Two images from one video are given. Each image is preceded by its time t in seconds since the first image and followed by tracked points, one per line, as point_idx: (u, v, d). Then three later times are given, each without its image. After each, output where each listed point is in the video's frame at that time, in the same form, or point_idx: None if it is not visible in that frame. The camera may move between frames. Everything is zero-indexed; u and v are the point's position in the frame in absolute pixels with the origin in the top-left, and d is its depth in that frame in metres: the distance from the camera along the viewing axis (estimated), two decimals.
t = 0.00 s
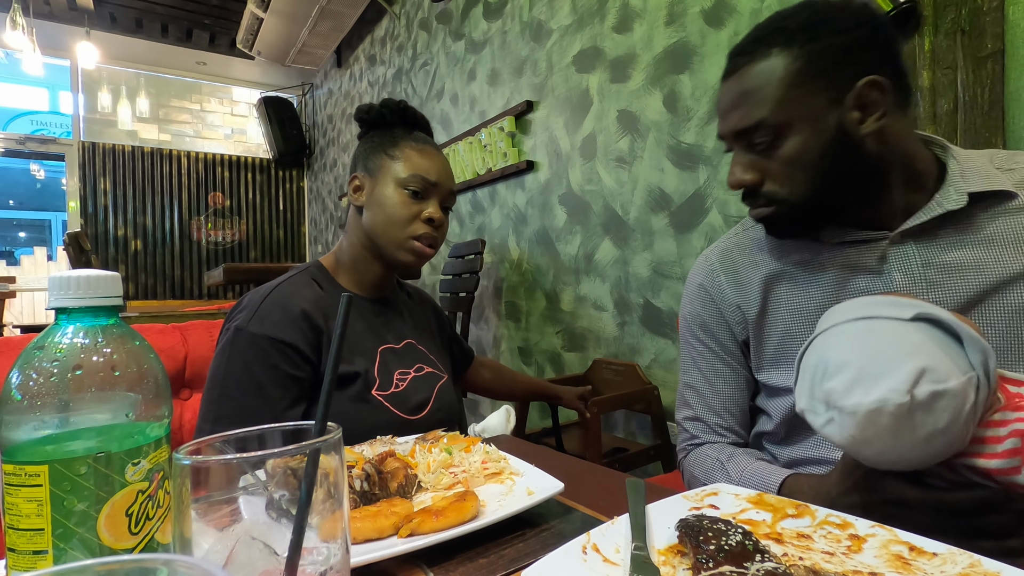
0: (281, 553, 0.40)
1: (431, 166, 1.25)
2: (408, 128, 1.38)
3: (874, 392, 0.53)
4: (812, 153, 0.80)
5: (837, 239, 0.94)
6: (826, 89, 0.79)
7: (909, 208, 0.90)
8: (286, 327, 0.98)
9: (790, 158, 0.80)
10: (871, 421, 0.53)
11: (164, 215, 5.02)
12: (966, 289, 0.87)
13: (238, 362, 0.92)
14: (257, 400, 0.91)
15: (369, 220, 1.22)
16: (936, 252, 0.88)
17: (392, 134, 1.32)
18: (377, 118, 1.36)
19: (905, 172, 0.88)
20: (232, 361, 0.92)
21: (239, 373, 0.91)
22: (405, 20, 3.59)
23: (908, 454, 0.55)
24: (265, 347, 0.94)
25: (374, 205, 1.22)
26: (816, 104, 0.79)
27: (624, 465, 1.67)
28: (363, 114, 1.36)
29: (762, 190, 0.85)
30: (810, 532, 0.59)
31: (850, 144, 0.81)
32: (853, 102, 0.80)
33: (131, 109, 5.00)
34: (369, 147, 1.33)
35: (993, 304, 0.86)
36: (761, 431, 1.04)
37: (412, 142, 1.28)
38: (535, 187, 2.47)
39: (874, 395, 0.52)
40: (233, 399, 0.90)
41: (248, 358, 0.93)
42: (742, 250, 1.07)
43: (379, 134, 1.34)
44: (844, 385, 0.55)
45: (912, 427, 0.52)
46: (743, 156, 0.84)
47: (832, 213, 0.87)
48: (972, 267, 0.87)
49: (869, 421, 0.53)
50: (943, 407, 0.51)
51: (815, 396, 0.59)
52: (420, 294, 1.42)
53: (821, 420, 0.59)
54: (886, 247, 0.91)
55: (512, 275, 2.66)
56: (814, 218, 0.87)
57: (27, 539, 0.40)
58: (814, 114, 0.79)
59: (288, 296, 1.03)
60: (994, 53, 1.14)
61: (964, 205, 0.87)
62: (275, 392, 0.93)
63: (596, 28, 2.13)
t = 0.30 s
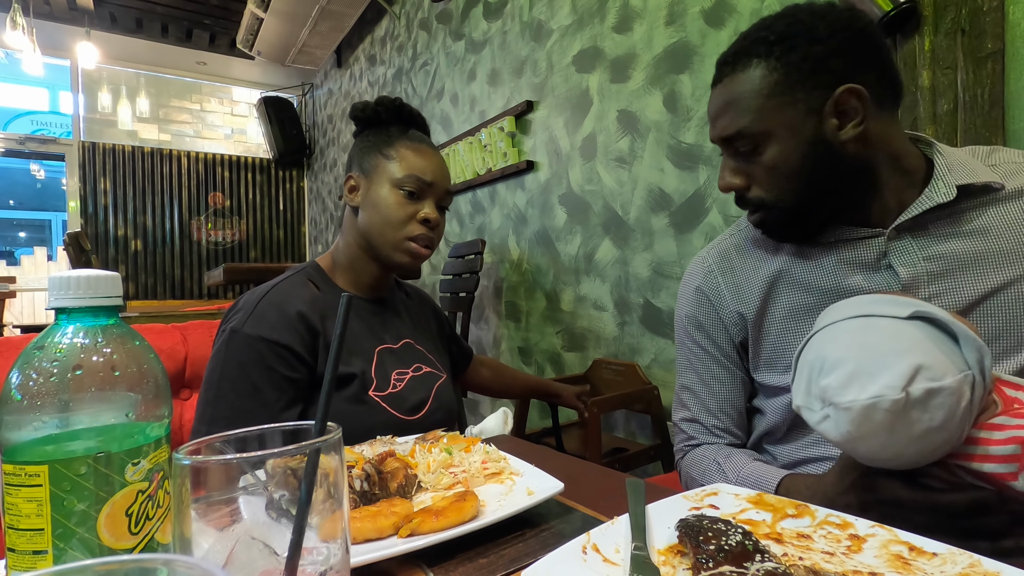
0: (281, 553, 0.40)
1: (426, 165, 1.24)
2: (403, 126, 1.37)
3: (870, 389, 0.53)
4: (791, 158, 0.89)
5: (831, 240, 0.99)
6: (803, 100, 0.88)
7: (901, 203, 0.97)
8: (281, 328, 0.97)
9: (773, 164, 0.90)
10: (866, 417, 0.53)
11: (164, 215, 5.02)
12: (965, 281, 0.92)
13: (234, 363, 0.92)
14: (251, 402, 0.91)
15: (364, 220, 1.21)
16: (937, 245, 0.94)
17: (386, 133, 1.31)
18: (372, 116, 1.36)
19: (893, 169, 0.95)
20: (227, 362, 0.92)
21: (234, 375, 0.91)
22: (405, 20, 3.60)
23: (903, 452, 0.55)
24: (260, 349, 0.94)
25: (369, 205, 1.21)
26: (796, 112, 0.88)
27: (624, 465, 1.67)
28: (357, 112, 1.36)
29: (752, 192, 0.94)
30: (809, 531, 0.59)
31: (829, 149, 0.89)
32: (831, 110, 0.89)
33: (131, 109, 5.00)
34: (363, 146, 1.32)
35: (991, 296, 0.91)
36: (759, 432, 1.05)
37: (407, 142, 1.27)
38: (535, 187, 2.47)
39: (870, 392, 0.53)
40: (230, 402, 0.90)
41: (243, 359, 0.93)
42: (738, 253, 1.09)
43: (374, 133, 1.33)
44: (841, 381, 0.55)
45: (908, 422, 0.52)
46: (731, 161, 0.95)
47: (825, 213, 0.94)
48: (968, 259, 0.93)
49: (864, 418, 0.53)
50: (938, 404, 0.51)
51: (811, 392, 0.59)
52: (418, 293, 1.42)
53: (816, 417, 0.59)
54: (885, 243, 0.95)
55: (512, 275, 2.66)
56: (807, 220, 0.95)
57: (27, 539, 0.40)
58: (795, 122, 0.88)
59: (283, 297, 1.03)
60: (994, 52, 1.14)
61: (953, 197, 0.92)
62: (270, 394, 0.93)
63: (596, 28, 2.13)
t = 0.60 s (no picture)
0: (281, 553, 0.40)
1: (420, 164, 1.23)
2: (396, 124, 1.36)
3: (882, 399, 0.53)
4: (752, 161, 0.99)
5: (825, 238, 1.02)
6: (765, 110, 0.97)
7: (885, 201, 0.99)
8: (279, 328, 0.97)
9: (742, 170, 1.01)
10: (880, 427, 0.53)
11: (164, 215, 5.02)
12: (959, 282, 0.93)
13: (232, 363, 0.92)
14: (250, 402, 0.91)
15: (358, 221, 1.21)
16: (931, 243, 0.95)
17: (380, 131, 1.31)
18: (365, 115, 1.35)
19: (872, 169, 0.98)
20: (226, 361, 0.92)
21: (232, 375, 0.92)
22: (405, 20, 3.60)
23: (921, 458, 0.55)
24: (258, 348, 0.94)
25: (364, 205, 1.21)
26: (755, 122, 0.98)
27: (624, 465, 1.67)
28: (352, 112, 1.36)
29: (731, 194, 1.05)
30: (809, 531, 0.59)
31: (792, 155, 0.97)
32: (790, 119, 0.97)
33: (131, 109, 5.00)
34: (357, 146, 1.32)
35: (987, 296, 0.91)
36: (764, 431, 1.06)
37: (400, 140, 1.26)
38: (535, 187, 2.47)
39: (882, 401, 0.52)
40: (228, 401, 0.90)
41: (241, 359, 0.93)
42: (740, 253, 1.12)
43: (367, 132, 1.33)
44: (851, 391, 0.54)
45: (922, 429, 0.52)
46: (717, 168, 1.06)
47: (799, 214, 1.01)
48: (960, 258, 0.94)
49: (879, 428, 0.53)
50: (951, 410, 0.51)
51: (822, 403, 0.59)
52: (417, 293, 1.42)
53: (828, 429, 0.59)
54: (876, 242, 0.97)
55: (512, 275, 2.66)
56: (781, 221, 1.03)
57: (27, 539, 0.40)
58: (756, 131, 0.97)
59: (280, 296, 1.02)
60: (994, 52, 1.14)
61: (929, 189, 0.94)
62: (269, 394, 0.92)
63: (596, 28, 2.13)
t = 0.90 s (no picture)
0: (281, 553, 0.40)
1: (404, 160, 1.21)
2: (379, 119, 1.34)
3: (886, 367, 0.52)
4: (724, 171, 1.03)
5: (803, 242, 1.03)
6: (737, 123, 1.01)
7: (857, 205, 1.01)
8: (275, 330, 0.97)
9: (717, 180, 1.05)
10: (885, 396, 0.52)
11: (164, 215, 5.02)
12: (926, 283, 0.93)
13: (228, 368, 0.93)
14: (246, 404, 0.91)
15: (346, 223, 1.21)
16: (901, 244, 0.96)
17: (363, 128, 1.29)
18: (348, 112, 1.34)
19: (840, 175, 1.00)
20: (221, 364, 0.93)
21: (228, 380, 0.92)
22: (405, 20, 3.59)
23: (924, 433, 0.54)
24: (253, 350, 0.94)
25: (351, 207, 1.20)
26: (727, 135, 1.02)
27: (624, 465, 1.67)
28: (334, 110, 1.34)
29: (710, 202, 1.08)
30: (810, 532, 0.59)
31: (761, 165, 1.00)
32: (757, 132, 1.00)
33: (131, 109, 4.99)
34: (342, 145, 1.30)
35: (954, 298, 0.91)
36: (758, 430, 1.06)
37: (383, 137, 1.24)
38: (535, 187, 2.47)
39: (885, 369, 0.52)
40: (225, 406, 0.91)
41: (237, 362, 0.93)
42: (729, 255, 1.15)
43: (351, 130, 1.31)
44: (855, 363, 0.54)
45: (926, 398, 0.52)
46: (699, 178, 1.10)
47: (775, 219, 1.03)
48: (928, 259, 0.94)
49: (883, 397, 0.52)
50: (952, 377, 0.51)
51: (825, 379, 0.58)
52: (415, 290, 1.41)
53: (831, 407, 0.58)
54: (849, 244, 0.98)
55: (512, 275, 2.66)
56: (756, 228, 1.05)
57: (27, 539, 0.40)
58: (729, 143, 1.01)
59: (276, 299, 1.02)
60: (994, 52, 1.14)
61: (893, 191, 0.95)
62: (264, 396, 0.93)
63: (596, 28, 2.13)
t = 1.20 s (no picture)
0: (281, 553, 0.40)
1: (394, 156, 1.21)
2: (364, 116, 1.34)
3: (885, 386, 0.53)
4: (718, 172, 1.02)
5: (798, 243, 1.03)
6: (733, 123, 1.01)
7: (855, 205, 1.01)
8: (268, 335, 0.97)
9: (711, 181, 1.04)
10: (884, 415, 0.53)
11: (164, 214, 5.02)
12: (921, 284, 0.93)
13: (219, 371, 0.92)
14: (239, 410, 0.91)
15: (337, 223, 1.20)
16: (896, 245, 0.96)
17: (348, 126, 1.29)
18: (332, 110, 1.34)
19: (837, 175, 1.00)
20: (213, 368, 0.92)
21: (220, 383, 0.91)
22: (405, 20, 3.60)
23: (925, 448, 0.55)
24: (246, 355, 0.93)
25: (342, 207, 1.20)
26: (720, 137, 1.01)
27: (624, 465, 1.67)
28: (317, 109, 1.34)
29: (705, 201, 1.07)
30: (810, 532, 0.59)
31: (758, 165, 1.00)
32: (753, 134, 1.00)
33: (131, 109, 4.99)
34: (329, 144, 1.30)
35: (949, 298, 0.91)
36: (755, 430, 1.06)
37: (371, 133, 1.24)
38: (535, 187, 2.47)
39: (885, 388, 0.52)
40: (217, 411, 0.90)
41: (229, 367, 0.93)
42: (724, 257, 1.16)
43: (337, 128, 1.31)
44: (854, 380, 0.54)
45: (925, 416, 0.52)
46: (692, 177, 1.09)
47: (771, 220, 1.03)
48: (922, 260, 0.94)
49: (883, 416, 0.53)
50: (953, 394, 0.51)
51: (824, 395, 0.58)
52: (409, 289, 1.42)
53: (830, 422, 0.58)
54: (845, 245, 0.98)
55: (512, 275, 2.66)
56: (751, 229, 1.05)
57: (27, 539, 0.40)
58: (724, 146, 1.01)
59: (269, 303, 1.02)
60: (994, 52, 1.14)
61: (891, 193, 0.94)
62: (257, 401, 0.93)
63: (596, 28, 2.13)
